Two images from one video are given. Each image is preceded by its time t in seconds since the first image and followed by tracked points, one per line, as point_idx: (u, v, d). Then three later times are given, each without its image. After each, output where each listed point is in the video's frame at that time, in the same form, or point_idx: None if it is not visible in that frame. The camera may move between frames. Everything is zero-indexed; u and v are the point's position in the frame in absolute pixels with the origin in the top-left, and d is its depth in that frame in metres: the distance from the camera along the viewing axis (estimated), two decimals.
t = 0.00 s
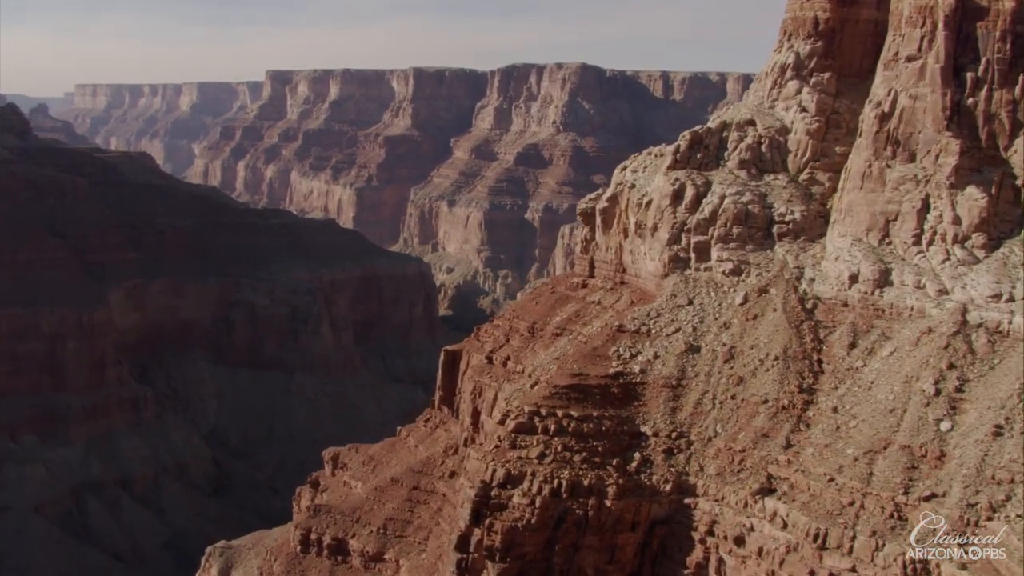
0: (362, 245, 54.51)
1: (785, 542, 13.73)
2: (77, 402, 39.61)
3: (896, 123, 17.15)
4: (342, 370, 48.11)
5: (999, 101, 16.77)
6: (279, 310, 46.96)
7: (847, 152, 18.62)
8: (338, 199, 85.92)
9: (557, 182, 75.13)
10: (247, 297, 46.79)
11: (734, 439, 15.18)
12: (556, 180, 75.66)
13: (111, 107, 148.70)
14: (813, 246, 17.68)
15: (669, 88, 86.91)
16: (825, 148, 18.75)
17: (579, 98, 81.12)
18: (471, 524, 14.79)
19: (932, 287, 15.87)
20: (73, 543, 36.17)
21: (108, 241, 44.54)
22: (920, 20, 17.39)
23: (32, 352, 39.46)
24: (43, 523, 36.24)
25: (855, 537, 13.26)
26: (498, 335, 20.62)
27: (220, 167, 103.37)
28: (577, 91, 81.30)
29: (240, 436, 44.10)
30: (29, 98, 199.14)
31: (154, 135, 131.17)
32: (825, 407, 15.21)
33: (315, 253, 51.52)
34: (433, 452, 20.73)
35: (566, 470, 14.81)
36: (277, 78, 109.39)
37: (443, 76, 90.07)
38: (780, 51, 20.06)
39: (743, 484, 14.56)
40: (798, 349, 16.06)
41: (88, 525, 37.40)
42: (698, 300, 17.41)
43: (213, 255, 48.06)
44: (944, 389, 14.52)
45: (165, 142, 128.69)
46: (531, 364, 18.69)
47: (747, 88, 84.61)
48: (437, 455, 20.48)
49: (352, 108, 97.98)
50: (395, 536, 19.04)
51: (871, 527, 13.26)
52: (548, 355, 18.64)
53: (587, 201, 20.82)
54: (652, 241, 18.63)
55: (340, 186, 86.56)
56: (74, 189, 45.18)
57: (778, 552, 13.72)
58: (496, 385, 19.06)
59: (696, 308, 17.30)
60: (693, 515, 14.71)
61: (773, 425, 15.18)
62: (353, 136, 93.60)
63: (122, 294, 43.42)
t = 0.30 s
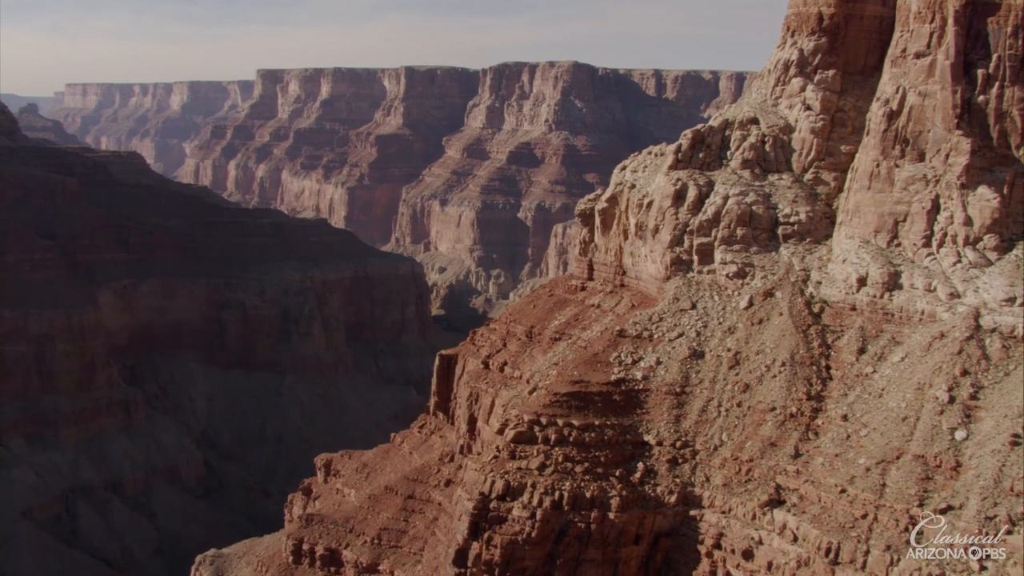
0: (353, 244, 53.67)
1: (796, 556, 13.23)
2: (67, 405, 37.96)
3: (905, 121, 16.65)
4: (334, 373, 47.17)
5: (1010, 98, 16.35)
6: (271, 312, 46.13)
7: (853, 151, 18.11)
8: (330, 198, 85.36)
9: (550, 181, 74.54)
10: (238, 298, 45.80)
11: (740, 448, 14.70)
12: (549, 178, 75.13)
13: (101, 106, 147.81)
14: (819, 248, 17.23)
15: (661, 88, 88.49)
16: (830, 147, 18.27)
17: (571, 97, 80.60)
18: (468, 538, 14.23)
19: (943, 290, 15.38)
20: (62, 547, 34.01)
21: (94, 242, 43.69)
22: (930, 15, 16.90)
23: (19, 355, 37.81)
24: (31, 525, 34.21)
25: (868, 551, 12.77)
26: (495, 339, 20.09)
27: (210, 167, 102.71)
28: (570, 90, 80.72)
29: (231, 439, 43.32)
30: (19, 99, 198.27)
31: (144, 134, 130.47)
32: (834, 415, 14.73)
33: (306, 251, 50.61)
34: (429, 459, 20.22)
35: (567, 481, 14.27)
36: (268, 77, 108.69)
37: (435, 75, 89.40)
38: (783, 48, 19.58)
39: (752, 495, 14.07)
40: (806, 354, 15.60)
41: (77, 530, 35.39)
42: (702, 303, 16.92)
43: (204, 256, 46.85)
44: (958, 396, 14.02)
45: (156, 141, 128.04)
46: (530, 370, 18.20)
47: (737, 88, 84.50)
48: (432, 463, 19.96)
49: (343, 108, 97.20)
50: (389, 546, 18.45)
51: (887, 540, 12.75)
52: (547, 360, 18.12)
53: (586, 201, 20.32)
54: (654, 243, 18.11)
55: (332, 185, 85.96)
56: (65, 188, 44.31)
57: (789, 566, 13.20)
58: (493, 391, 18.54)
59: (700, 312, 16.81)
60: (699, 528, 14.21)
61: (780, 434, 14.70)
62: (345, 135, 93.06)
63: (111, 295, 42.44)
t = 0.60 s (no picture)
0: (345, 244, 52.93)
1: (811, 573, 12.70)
2: (55, 409, 36.96)
3: (917, 120, 16.09)
4: (326, 373, 45.91)
5: None
6: (262, 312, 44.85)
7: (861, 151, 17.57)
8: (321, 198, 84.68)
9: (543, 180, 73.87)
10: (230, 299, 44.56)
11: (750, 460, 14.16)
12: (541, 177, 74.51)
13: (91, 105, 146.87)
14: (828, 250, 16.71)
15: (654, 86, 88.07)
16: (838, 146, 17.73)
17: (564, 96, 79.99)
18: (468, 554, 13.67)
19: (958, 295, 14.85)
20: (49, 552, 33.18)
21: (82, 242, 42.55)
22: (942, 9, 16.34)
23: (6, 356, 36.79)
24: (18, 531, 33.34)
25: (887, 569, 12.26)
26: (492, 345, 19.50)
27: (201, 166, 101.96)
28: (562, 88, 80.13)
29: (222, 441, 42.07)
30: (9, 98, 197.28)
31: (135, 133, 129.67)
32: (847, 425, 14.20)
33: (297, 251, 49.82)
34: (425, 467, 19.66)
35: (570, 495, 13.72)
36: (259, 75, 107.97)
37: (426, 73, 89.05)
38: (788, 45, 19.03)
39: (763, 509, 13.53)
40: (816, 361, 15.07)
41: (65, 535, 34.50)
42: (707, 308, 16.37)
43: (196, 257, 45.99)
44: (976, 405, 13.49)
45: (147, 140, 127.24)
46: (529, 378, 17.63)
47: (730, 87, 84.21)
48: (428, 472, 19.39)
49: (334, 106, 96.58)
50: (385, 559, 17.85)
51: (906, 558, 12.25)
52: (548, 367, 17.55)
53: (585, 202, 19.73)
54: (656, 245, 17.54)
55: (323, 185, 85.27)
56: (53, 188, 43.32)
57: None
58: (491, 398, 17.98)
59: (706, 317, 16.26)
60: (709, 543, 13.67)
61: (792, 445, 14.16)
62: (337, 133, 92.47)
63: (101, 297, 41.58)
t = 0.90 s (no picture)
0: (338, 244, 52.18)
1: None
2: (45, 411, 36.17)
3: (928, 118, 15.61)
4: (318, 373, 44.90)
5: None
6: (254, 312, 44.14)
7: (870, 150, 17.11)
8: (313, 196, 84.05)
9: (536, 178, 73.32)
10: (222, 299, 43.80)
11: (759, 471, 13.69)
12: (535, 175, 73.94)
13: (82, 103, 146.08)
14: (836, 252, 16.22)
15: (647, 84, 87.75)
16: (846, 145, 17.25)
17: (557, 93, 79.47)
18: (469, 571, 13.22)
19: (972, 299, 14.34)
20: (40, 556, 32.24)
21: (73, 242, 41.73)
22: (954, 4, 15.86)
23: None
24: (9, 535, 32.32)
25: None
26: (490, 349, 18.97)
27: (193, 165, 101.25)
28: (556, 86, 79.62)
29: (214, 442, 40.91)
30: None
31: (127, 132, 128.94)
32: (859, 434, 13.71)
33: (289, 251, 48.96)
34: (421, 476, 19.15)
35: (574, 508, 13.26)
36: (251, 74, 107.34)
37: (419, 72, 88.70)
38: (793, 41, 18.56)
39: (774, 522, 13.07)
40: (826, 368, 14.58)
41: (56, 539, 33.53)
42: (713, 312, 15.88)
43: (187, 257, 45.14)
44: (995, 414, 12.95)
45: (138, 139, 126.50)
46: (529, 384, 17.13)
47: (724, 84, 83.78)
48: (425, 480, 18.88)
49: (326, 105, 96.00)
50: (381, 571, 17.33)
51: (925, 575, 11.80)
52: (548, 373, 17.05)
53: (585, 203, 19.21)
54: (660, 247, 17.03)
55: (316, 183, 84.62)
56: (42, 188, 42.68)
57: None
58: (489, 405, 17.48)
59: (711, 322, 15.76)
60: (718, 557, 13.20)
61: (802, 455, 13.68)
62: (329, 132, 91.89)
63: (92, 297, 40.57)
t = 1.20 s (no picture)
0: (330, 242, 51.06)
1: None
2: (34, 412, 35.11)
3: (941, 116, 15.12)
4: (311, 374, 43.81)
5: None
6: (246, 312, 42.84)
7: (879, 149, 16.66)
8: (306, 195, 83.45)
9: (530, 176, 72.83)
10: (213, 298, 42.62)
11: (770, 482, 13.22)
12: (528, 173, 73.41)
13: (74, 102, 145.21)
14: (846, 254, 15.76)
15: (641, 81, 86.74)
16: (854, 143, 16.78)
17: (550, 91, 78.94)
18: None
19: (988, 303, 13.84)
20: (31, 561, 31.48)
21: (62, 241, 40.70)
22: None
23: None
24: None
25: None
26: (487, 354, 18.45)
27: (184, 164, 100.58)
28: (549, 84, 79.10)
29: (206, 444, 39.89)
30: None
31: (118, 131, 128.16)
32: (873, 443, 13.22)
33: (282, 250, 47.92)
34: (418, 484, 18.63)
35: (578, 522, 12.80)
36: (242, 72, 106.66)
37: (411, 69, 88.16)
38: (799, 36, 18.06)
39: (787, 536, 12.61)
40: (837, 375, 14.10)
41: (47, 543, 32.68)
42: (719, 316, 15.38)
43: (179, 257, 44.05)
44: (1015, 422, 12.46)
45: (129, 138, 125.74)
46: (529, 391, 16.63)
47: (718, 82, 84.29)
48: (422, 489, 18.37)
49: (318, 103, 95.41)
50: None
51: None
52: (548, 379, 16.55)
53: (586, 204, 18.70)
54: (664, 249, 16.51)
55: (308, 182, 84.01)
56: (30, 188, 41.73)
57: None
58: (487, 412, 16.98)
59: (717, 327, 15.28)
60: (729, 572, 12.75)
61: (814, 465, 13.22)
62: (321, 130, 91.25)
63: (81, 297, 39.57)
